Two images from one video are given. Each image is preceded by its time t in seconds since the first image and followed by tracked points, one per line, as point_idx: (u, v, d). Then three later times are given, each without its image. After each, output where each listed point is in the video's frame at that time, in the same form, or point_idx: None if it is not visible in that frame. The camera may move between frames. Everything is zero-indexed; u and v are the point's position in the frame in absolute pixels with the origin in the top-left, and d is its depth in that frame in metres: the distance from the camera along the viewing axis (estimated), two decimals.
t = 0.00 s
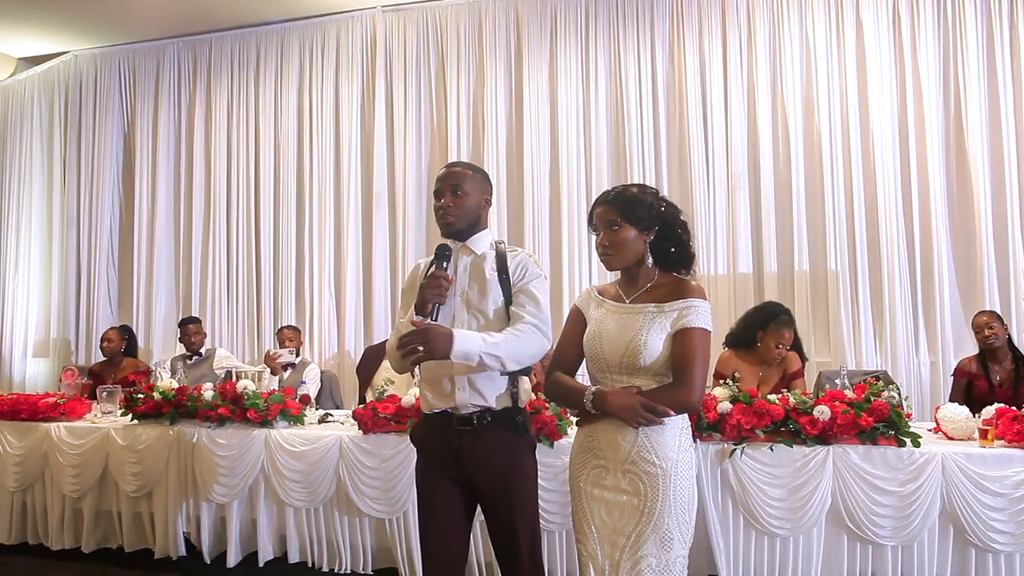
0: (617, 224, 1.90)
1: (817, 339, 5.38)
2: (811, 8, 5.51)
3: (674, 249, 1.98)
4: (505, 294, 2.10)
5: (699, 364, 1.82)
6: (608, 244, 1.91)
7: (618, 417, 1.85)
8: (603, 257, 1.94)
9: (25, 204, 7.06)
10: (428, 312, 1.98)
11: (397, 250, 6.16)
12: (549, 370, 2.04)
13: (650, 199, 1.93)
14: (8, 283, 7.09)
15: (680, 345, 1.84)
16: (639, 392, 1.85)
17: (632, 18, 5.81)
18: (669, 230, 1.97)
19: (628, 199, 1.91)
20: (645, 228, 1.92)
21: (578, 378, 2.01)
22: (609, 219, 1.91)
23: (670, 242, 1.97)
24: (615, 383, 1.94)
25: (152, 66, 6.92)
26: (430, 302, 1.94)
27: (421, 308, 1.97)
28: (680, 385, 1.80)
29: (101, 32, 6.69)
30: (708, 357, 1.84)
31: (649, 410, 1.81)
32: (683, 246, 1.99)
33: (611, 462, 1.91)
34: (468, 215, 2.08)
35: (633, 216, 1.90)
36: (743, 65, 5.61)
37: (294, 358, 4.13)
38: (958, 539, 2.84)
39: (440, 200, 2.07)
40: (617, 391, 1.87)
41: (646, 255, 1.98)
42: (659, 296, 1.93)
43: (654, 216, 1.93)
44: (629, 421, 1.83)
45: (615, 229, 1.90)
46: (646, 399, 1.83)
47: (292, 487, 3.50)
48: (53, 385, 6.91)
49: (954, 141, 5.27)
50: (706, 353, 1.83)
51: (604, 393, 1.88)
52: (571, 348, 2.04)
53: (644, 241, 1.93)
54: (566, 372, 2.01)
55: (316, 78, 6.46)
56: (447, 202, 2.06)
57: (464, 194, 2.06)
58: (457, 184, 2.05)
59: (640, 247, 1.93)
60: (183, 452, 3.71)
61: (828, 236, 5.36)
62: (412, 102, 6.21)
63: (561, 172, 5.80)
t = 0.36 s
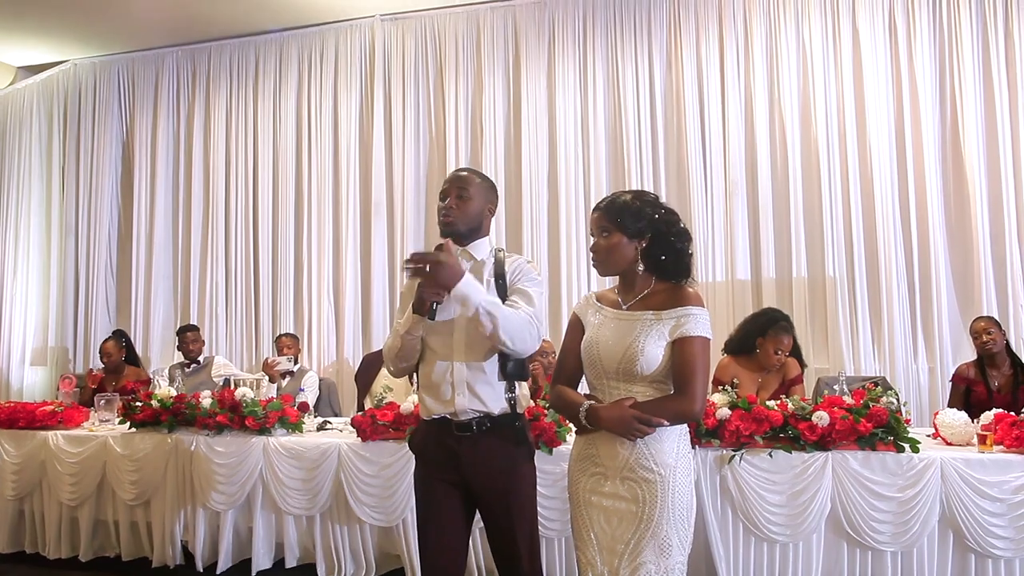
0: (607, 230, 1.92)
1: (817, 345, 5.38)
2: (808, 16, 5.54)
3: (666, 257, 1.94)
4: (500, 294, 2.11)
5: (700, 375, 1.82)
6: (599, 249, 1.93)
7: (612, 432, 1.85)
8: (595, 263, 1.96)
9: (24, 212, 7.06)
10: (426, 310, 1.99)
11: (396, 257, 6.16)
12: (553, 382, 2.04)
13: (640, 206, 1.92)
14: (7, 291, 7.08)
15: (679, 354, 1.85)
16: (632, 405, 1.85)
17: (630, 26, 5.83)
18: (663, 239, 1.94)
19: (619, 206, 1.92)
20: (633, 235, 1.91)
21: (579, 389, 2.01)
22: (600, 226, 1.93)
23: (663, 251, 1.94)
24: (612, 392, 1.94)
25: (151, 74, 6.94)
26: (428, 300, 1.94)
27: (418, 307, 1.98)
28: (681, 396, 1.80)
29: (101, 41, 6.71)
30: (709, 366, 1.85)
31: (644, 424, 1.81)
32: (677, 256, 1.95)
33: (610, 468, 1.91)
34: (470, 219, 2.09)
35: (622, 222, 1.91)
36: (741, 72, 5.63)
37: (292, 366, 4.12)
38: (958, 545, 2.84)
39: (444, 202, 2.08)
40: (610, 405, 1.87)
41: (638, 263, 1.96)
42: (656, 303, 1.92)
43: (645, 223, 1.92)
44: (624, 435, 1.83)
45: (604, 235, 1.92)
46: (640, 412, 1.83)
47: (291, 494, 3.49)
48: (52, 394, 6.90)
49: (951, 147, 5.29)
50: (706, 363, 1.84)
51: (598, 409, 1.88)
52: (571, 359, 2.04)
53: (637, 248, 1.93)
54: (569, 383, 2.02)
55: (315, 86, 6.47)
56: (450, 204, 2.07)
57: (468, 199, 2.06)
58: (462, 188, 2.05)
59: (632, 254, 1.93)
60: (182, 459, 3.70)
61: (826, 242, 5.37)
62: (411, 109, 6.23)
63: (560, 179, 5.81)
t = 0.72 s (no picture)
0: (608, 227, 1.92)
1: (817, 343, 5.38)
2: (809, 14, 5.54)
3: (667, 254, 1.94)
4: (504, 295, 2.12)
5: (701, 374, 1.83)
6: (600, 247, 1.93)
7: (613, 432, 1.86)
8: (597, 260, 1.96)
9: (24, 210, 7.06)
10: (427, 307, 2.01)
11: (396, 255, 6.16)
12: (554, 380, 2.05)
13: (641, 203, 1.91)
14: (7, 289, 7.08)
15: (680, 353, 1.85)
16: (633, 405, 1.85)
17: (630, 24, 5.83)
18: (665, 236, 1.93)
19: (620, 203, 1.91)
20: (634, 232, 1.91)
21: (581, 388, 2.02)
22: (601, 223, 1.93)
23: (664, 248, 1.94)
24: (614, 391, 1.94)
25: (151, 72, 6.93)
26: (429, 297, 1.96)
27: (421, 304, 2.00)
28: (682, 395, 1.81)
29: (100, 39, 6.70)
30: (710, 365, 1.85)
31: (644, 424, 1.82)
32: (678, 253, 1.94)
33: (611, 466, 1.92)
34: (474, 219, 2.08)
35: (623, 220, 1.90)
36: (742, 70, 5.63)
37: (292, 364, 4.12)
38: (958, 542, 2.84)
39: (448, 201, 2.07)
40: (610, 406, 1.88)
41: (640, 259, 1.96)
42: (658, 301, 1.92)
43: (646, 221, 1.92)
44: (624, 435, 1.83)
45: (606, 232, 1.92)
46: (640, 412, 1.83)
47: (291, 492, 3.49)
48: (52, 392, 6.90)
49: (952, 145, 5.29)
50: (707, 360, 1.84)
51: (598, 409, 1.89)
52: (574, 357, 2.05)
53: (638, 246, 1.93)
54: (571, 383, 2.03)
55: (315, 84, 6.47)
56: (455, 203, 2.06)
57: (472, 198, 2.06)
58: (466, 187, 2.05)
59: (633, 251, 1.93)
60: (183, 457, 3.71)
61: (826, 240, 5.37)
62: (411, 107, 6.22)
63: (560, 177, 5.81)
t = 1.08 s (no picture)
0: (614, 226, 1.91)
1: (817, 341, 5.38)
2: (810, 11, 5.53)
3: (674, 250, 1.96)
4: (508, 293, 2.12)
5: (706, 371, 1.83)
6: (606, 246, 1.93)
7: (619, 430, 1.85)
8: (602, 259, 1.95)
9: (26, 207, 7.07)
10: (434, 310, 2.00)
11: (397, 252, 6.16)
12: (557, 379, 2.05)
13: (647, 200, 1.92)
14: (8, 286, 7.08)
15: (685, 351, 1.85)
16: (639, 403, 1.86)
17: (632, 22, 5.83)
18: (670, 232, 1.96)
19: (626, 201, 1.90)
20: (643, 229, 1.92)
21: (585, 386, 2.01)
22: (606, 221, 1.92)
23: (670, 243, 1.96)
24: (618, 389, 1.94)
25: (152, 69, 6.93)
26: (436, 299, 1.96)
27: (427, 305, 2.00)
28: (688, 393, 1.82)
29: (101, 36, 6.70)
30: (715, 362, 1.85)
31: (651, 421, 1.82)
32: (684, 247, 1.97)
33: (616, 464, 1.92)
34: (475, 223, 2.06)
35: (630, 218, 1.90)
36: (743, 67, 5.62)
37: (294, 361, 4.12)
38: (958, 540, 2.85)
39: (450, 204, 2.05)
40: (616, 404, 1.88)
41: (646, 257, 1.97)
42: (662, 299, 1.93)
43: (652, 218, 1.93)
44: (630, 433, 1.83)
45: (613, 232, 1.91)
46: (646, 410, 1.83)
47: (292, 489, 3.49)
48: (53, 389, 6.91)
49: (953, 142, 5.28)
50: (712, 357, 1.84)
51: (604, 408, 1.89)
52: (575, 354, 2.04)
53: (643, 243, 1.93)
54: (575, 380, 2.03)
55: (316, 80, 6.47)
56: (456, 208, 2.04)
57: (474, 202, 2.04)
58: (468, 192, 2.03)
59: (639, 248, 1.93)
60: (183, 454, 3.72)
61: (827, 237, 5.37)
62: (412, 105, 6.22)
63: (561, 175, 5.81)
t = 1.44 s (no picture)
0: (618, 234, 1.91)
1: (819, 351, 5.37)
2: (812, 21, 5.55)
3: (678, 257, 1.97)
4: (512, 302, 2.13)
5: (710, 381, 1.83)
6: (609, 254, 1.92)
7: (623, 440, 1.83)
8: (606, 268, 1.94)
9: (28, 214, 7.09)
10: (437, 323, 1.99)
11: (398, 260, 6.17)
12: (558, 389, 2.04)
13: (650, 208, 1.93)
14: (10, 293, 7.09)
15: (689, 360, 1.85)
16: (643, 413, 1.84)
17: (633, 32, 5.85)
18: (673, 239, 1.97)
19: (629, 209, 1.91)
20: (646, 237, 1.92)
21: (586, 396, 2.01)
22: (610, 229, 1.92)
23: (673, 251, 1.97)
24: (621, 400, 1.93)
25: (156, 77, 6.96)
26: (439, 314, 1.95)
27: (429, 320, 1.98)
28: (692, 402, 1.81)
29: (104, 44, 6.73)
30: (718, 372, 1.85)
31: (655, 431, 1.80)
32: (687, 255, 1.98)
33: (619, 474, 1.91)
34: (476, 229, 2.09)
35: (635, 226, 1.90)
36: (744, 76, 5.64)
37: (295, 369, 4.11)
38: (961, 552, 2.83)
39: (450, 211, 2.07)
40: (620, 414, 1.86)
41: (648, 265, 1.98)
42: (665, 307, 1.93)
43: (656, 225, 1.93)
44: (635, 443, 1.82)
45: (617, 240, 1.91)
46: (651, 420, 1.82)
47: (292, 497, 3.48)
48: (53, 396, 6.91)
49: (954, 151, 5.29)
50: (716, 366, 1.84)
51: (608, 418, 1.87)
52: (577, 364, 2.03)
53: (647, 251, 1.94)
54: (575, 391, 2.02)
55: (319, 88, 6.49)
56: (457, 215, 2.06)
57: (474, 208, 2.06)
58: (468, 198, 2.06)
59: (643, 256, 1.93)
60: (183, 462, 3.71)
61: (829, 246, 5.37)
62: (414, 112, 6.24)
63: (562, 183, 5.81)
